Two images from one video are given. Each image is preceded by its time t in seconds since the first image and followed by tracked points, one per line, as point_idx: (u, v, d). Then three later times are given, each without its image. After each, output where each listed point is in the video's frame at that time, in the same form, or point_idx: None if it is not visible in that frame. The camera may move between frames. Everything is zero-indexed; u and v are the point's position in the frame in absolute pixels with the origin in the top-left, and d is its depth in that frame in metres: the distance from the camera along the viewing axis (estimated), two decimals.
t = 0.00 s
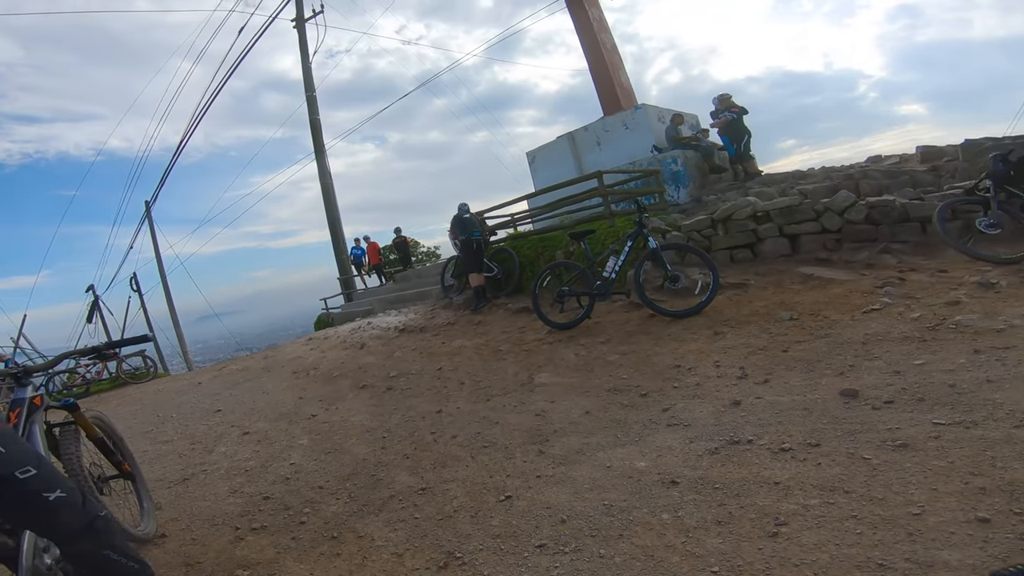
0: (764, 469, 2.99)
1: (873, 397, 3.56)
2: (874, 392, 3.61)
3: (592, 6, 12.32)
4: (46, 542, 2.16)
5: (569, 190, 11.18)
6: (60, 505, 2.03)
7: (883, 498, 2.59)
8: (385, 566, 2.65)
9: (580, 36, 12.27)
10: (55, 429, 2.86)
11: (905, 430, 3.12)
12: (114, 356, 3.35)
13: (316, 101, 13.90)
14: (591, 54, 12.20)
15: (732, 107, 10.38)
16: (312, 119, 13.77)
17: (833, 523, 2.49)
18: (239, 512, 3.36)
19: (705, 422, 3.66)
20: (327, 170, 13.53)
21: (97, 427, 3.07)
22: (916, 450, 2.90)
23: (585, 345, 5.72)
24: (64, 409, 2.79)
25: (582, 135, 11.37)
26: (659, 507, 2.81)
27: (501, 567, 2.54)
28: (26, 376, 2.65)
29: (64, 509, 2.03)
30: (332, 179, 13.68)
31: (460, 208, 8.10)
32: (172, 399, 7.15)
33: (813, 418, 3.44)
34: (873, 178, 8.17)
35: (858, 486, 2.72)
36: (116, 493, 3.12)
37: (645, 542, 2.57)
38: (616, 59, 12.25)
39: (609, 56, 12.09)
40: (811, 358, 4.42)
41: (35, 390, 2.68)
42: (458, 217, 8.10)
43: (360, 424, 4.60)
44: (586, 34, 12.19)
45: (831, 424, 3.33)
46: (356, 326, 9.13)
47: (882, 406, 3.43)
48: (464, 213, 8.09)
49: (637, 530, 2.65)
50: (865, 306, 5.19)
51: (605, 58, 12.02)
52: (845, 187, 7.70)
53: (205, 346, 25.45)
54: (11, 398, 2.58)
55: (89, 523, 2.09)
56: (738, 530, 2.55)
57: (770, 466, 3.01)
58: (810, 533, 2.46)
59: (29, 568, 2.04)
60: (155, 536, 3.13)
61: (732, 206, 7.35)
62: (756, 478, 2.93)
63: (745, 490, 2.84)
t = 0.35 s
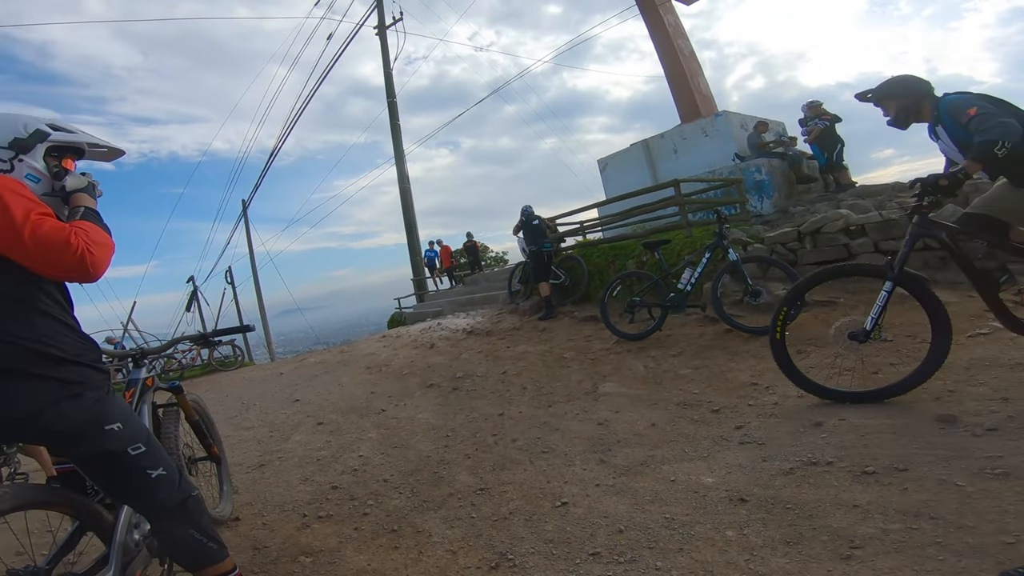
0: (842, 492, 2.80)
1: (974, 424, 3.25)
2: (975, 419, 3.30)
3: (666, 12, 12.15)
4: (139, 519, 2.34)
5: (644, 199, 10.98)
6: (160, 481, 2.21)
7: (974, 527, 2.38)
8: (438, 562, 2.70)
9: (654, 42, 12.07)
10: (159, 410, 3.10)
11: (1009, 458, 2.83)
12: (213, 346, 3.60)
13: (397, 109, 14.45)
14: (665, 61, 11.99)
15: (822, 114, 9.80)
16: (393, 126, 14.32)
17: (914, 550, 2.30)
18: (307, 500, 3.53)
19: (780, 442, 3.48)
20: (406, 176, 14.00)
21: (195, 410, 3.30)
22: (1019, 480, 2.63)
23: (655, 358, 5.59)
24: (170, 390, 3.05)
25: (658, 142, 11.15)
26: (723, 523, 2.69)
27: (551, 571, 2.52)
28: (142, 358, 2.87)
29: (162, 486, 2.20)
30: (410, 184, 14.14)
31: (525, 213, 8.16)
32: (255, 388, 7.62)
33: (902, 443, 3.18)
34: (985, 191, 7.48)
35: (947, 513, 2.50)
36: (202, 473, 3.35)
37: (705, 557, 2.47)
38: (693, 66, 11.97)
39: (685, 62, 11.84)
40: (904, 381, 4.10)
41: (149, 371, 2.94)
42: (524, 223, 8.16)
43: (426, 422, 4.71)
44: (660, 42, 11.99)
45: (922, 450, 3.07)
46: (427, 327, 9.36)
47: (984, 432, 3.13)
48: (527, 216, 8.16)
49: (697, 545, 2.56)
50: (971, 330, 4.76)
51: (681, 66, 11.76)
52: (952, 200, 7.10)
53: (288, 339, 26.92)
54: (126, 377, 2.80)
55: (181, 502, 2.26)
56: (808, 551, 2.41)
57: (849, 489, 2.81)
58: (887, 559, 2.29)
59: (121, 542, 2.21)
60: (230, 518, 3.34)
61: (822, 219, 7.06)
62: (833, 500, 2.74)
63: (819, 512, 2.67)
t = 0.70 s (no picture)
0: (878, 502, 2.69)
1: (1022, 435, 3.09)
2: None
3: (697, 11, 11.98)
4: (171, 513, 2.37)
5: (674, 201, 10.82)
6: (193, 475, 2.24)
7: (1017, 539, 2.25)
8: (458, 563, 2.69)
9: (686, 41, 11.91)
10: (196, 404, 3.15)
11: None
12: (247, 343, 3.67)
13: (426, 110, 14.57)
14: (696, 61, 11.81)
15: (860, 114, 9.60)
16: (422, 126, 14.43)
17: (951, 561, 2.20)
18: (333, 496, 3.56)
19: (813, 450, 3.36)
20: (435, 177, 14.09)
21: (228, 405, 3.36)
22: None
23: (684, 362, 5.48)
24: (206, 385, 3.11)
25: (689, 143, 10.98)
26: (751, 532, 2.61)
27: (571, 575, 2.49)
28: (182, 354, 2.93)
29: (195, 480, 2.24)
30: (438, 185, 14.22)
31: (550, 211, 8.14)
32: (285, 384, 7.76)
33: (944, 453, 3.04)
34: None
35: (988, 525, 2.38)
36: (232, 469, 3.41)
37: (730, 565, 2.40)
38: (725, 66, 11.77)
39: (717, 61, 11.65)
40: (945, 390, 3.93)
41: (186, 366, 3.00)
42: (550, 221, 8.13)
43: (451, 422, 4.71)
44: (691, 41, 11.82)
45: (965, 460, 2.93)
46: (454, 327, 9.39)
47: None
48: (551, 212, 8.14)
49: (723, 553, 2.49)
50: (1021, 338, 4.53)
51: (713, 65, 11.57)
52: (1000, 202, 6.80)
53: (319, 338, 27.41)
54: (166, 372, 2.87)
55: (212, 496, 2.30)
56: (839, 562, 2.32)
57: (886, 499, 2.70)
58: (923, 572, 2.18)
59: (153, 535, 2.25)
60: (257, 513, 3.39)
61: (861, 221, 6.76)
62: (867, 510, 2.64)
63: (851, 522, 2.57)
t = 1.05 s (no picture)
0: (885, 503, 2.66)
1: None
2: None
3: (700, 9, 11.94)
4: (177, 514, 2.37)
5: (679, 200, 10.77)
6: (199, 476, 2.24)
7: None
8: (460, 564, 2.68)
9: (689, 40, 11.87)
10: (202, 406, 3.15)
11: None
12: (252, 344, 3.67)
13: (429, 110, 14.58)
14: (699, 59, 11.76)
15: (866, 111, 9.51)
16: (426, 127, 14.44)
17: (958, 564, 2.17)
18: (336, 497, 3.56)
19: (819, 450, 3.33)
20: (439, 177, 14.09)
21: (234, 407, 3.37)
22: None
23: (690, 362, 5.45)
24: (213, 387, 3.10)
25: (694, 142, 10.93)
26: (755, 534, 2.59)
27: None
28: (189, 356, 2.92)
29: (201, 481, 2.24)
30: (443, 185, 14.24)
31: (556, 209, 8.12)
32: (291, 385, 7.78)
33: (952, 453, 3.01)
34: None
35: (997, 526, 2.35)
36: (238, 470, 3.41)
37: (734, 568, 2.38)
38: (729, 64, 11.71)
39: (721, 60, 11.60)
40: (954, 389, 3.88)
41: (194, 368, 3.00)
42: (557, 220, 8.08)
43: (455, 423, 4.71)
44: (694, 40, 11.77)
45: (974, 461, 2.89)
46: (459, 327, 9.39)
47: None
48: (558, 210, 8.11)
49: (726, 555, 2.47)
50: None
51: (717, 63, 11.53)
52: (1009, 199, 6.73)
53: (325, 338, 27.53)
54: (173, 373, 2.87)
55: (217, 497, 2.30)
56: (844, 564, 2.29)
57: (893, 500, 2.67)
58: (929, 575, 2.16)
59: (158, 536, 2.25)
60: (262, 514, 3.39)
61: (869, 218, 6.68)
62: (873, 511, 2.61)
63: (857, 523, 2.54)
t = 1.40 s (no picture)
0: (877, 499, 2.67)
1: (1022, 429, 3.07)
2: None
3: (689, 6, 11.95)
4: (166, 518, 2.34)
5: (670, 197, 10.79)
6: (185, 479, 2.22)
7: (1019, 537, 2.24)
8: (454, 565, 2.67)
9: (678, 37, 11.89)
10: (190, 408, 3.12)
11: None
12: (241, 345, 3.64)
13: (420, 109, 14.53)
14: (689, 56, 11.78)
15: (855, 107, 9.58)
16: (416, 125, 14.38)
17: (951, 560, 2.19)
18: (330, 499, 3.54)
19: (812, 446, 3.35)
20: (431, 176, 14.06)
21: (223, 410, 3.34)
22: None
23: (682, 358, 5.46)
24: (199, 390, 3.08)
25: (684, 138, 10.95)
26: (749, 531, 2.59)
27: None
28: (173, 359, 2.89)
29: (187, 484, 2.22)
30: (435, 184, 14.21)
31: (548, 206, 8.12)
32: (285, 386, 7.75)
33: (944, 448, 3.03)
34: None
35: (989, 522, 2.36)
36: (229, 473, 3.37)
37: (728, 565, 2.38)
38: (718, 60, 11.74)
39: (710, 56, 11.63)
40: (945, 383, 3.91)
41: (179, 371, 2.96)
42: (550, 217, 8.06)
43: (449, 422, 4.70)
44: (683, 37, 11.79)
45: (965, 455, 2.91)
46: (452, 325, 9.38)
47: None
48: (551, 206, 8.11)
49: (720, 553, 2.47)
50: (1019, 329, 4.52)
51: (706, 60, 11.55)
52: (996, 193, 6.79)
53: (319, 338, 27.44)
54: (159, 377, 2.84)
55: (203, 501, 2.28)
56: (838, 561, 2.31)
57: (885, 496, 2.68)
58: (921, 570, 2.17)
59: (146, 540, 2.21)
60: (255, 517, 3.37)
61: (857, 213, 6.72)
62: (866, 507, 2.62)
63: (850, 520, 2.55)
